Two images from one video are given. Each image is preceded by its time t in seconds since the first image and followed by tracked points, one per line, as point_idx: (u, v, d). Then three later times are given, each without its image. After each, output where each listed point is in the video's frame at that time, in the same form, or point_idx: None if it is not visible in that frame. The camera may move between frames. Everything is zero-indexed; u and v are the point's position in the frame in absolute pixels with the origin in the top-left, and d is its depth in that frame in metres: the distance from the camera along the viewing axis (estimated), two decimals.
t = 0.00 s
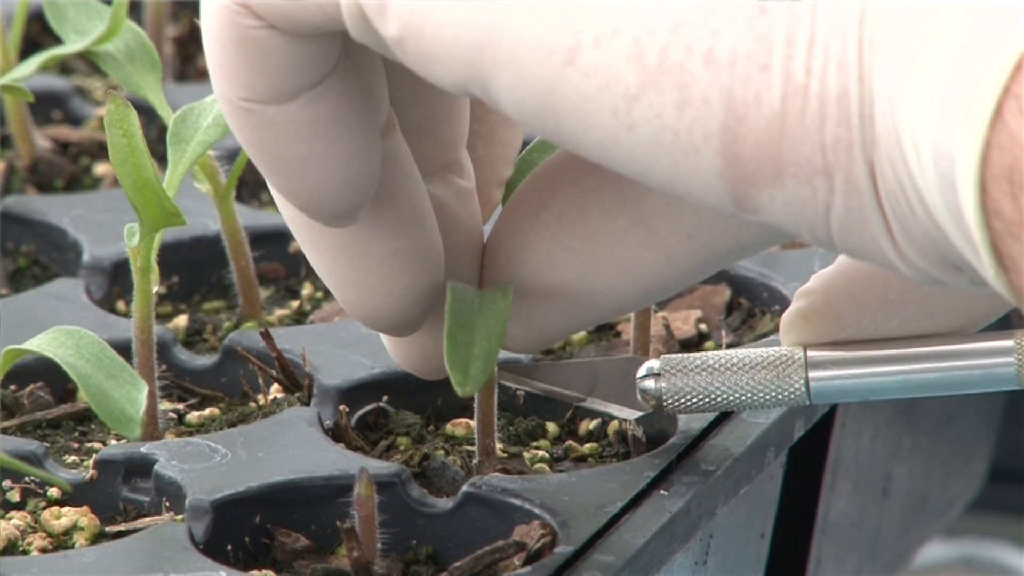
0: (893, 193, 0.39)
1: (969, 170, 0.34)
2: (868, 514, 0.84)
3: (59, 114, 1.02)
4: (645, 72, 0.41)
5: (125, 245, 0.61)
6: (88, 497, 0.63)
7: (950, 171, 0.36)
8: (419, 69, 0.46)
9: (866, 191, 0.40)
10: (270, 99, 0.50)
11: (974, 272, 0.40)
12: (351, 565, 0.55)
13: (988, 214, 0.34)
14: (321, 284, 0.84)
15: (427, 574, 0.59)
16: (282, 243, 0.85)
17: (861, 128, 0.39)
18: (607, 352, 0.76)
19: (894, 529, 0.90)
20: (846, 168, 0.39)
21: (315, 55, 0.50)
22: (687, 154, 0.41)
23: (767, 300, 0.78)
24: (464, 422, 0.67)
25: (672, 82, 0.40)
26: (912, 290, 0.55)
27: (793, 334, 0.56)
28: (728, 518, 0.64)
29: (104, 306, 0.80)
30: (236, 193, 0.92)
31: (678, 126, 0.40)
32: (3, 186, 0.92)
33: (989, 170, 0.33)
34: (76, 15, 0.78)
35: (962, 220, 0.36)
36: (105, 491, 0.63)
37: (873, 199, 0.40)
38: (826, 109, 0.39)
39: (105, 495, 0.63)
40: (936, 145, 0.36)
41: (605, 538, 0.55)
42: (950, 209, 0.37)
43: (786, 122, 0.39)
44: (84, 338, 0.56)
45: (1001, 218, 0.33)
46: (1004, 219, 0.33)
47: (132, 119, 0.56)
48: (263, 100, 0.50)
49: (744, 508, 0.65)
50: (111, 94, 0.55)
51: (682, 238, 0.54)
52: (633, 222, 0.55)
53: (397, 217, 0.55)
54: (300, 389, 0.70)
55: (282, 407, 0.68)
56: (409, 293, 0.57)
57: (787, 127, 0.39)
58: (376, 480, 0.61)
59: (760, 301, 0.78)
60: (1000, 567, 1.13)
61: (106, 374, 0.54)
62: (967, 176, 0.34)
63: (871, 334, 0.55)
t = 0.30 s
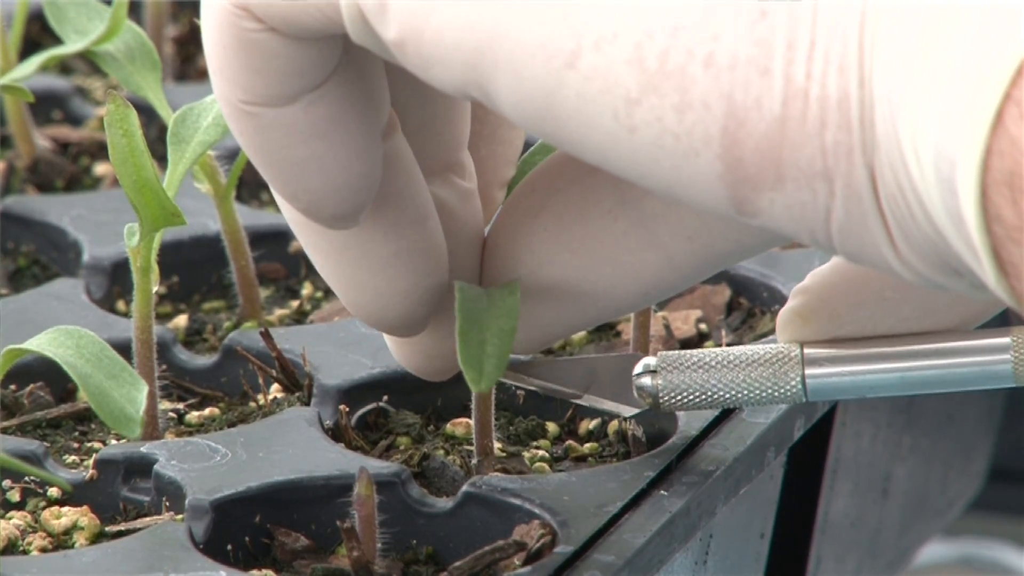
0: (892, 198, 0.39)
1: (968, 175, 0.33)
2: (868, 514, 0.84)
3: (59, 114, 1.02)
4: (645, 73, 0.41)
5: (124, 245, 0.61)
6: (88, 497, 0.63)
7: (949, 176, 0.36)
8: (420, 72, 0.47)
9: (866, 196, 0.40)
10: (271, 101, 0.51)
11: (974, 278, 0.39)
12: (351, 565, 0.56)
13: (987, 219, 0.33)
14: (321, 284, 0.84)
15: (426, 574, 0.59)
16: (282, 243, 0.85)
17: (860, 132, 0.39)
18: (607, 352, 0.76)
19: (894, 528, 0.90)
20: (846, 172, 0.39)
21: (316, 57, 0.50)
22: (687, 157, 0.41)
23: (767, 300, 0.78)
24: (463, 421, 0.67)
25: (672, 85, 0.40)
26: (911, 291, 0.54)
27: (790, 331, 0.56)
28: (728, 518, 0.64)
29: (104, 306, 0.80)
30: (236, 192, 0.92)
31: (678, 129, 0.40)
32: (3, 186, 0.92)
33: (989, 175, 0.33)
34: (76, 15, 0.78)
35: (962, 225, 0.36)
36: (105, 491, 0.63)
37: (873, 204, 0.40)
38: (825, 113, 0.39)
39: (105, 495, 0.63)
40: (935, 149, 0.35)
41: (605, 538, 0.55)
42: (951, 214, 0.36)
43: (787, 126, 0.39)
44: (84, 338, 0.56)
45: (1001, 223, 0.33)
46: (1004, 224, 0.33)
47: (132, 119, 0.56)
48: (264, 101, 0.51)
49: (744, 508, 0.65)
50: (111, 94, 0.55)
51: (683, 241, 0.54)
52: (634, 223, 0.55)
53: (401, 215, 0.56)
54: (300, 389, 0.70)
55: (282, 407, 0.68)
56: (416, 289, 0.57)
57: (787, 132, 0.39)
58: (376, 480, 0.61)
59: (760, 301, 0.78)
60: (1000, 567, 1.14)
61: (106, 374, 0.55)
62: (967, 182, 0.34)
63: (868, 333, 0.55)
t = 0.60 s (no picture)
0: (908, 203, 0.40)
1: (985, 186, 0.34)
2: (868, 514, 0.84)
3: (59, 113, 1.02)
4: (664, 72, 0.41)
5: (125, 245, 0.61)
6: (88, 497, 0.63)
7: (966, 184, 0.36)
8: (442, 63, 0.47)
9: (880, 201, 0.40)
10: (295, 91, 0.51)
11: (988, 283, 0.40)
12: (352, 565, 0.56)
13: (1003, 227, 0.34)
14: (321, 284, 0.84)
15: (426, 574, 0.59)
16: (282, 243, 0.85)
17: (876, 136, 0.39)
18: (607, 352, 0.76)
19: (894, 528, 0.90)
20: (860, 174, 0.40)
21: (341, 47, 0.50)
22: (705, 156, 0.41)
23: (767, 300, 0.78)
24: (463, 420, 0.67)
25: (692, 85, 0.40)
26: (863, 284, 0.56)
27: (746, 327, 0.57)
28: (727, 518, 0.64)
29: (104, 306, 0.80)
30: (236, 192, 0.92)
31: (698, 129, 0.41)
32: (3, 186, 0.92)
33: (1007, 183, 0.34)
34: (76, 15, 0.78)
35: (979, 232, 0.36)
36: (105, 491, 0.63)
37: (888, 208, 0.40)
38: (842, 117, 0.39)
39: (105, 495, 0.63)
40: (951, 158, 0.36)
41: (605, 538, 0.55)
42: (967, 222, 0.37)
43: (804, 129, 0.39)
44: (84, 338, 0.56)
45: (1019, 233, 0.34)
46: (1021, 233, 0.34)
47: (133, 119, 0.56)
48: (289, 92, 0.51)
49: (744, 508, 0.65)
50: (111, 95, 0.55)
51: (707, 236, 0.54)
52: (658, 217, 0.55)
53: (436, 195, 0.55)
54: (300, 389, 0.70)
55: (283, 407, 0.68)
56: (455, 270, 0.56)
57: (805, 135, 0.39)
58: (376, 480, 0.61)
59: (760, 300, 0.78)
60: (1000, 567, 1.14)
61: (106, 373, 0.55)
62: (985, 192, 0.34)
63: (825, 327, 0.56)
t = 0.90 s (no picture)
0: (918, 224, 0.41)
1: (1000, 210, 0.35)
2: (868, 514, 0.84)
3: (59, 113, 1.02)
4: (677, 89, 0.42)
5: (125, 245, 0.61)
6: (88, 497, 0.63)
7: (980, 208, 0.37)
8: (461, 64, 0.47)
9: (892, 221, 0.41)
10: (317, 84, 0.52)
11: (998, 301, 0.41)
12: (352, 564, 0.56)
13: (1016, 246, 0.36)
14: (321, 284, 0.84)
15: (426, 574, 0.59)
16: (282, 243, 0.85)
17: (887, 156, 0.40)
18: (608, 352, 0.76)
19: (894, 528, 0.90)
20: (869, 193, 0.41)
21: (359, 41, 0.52)
22: (715, 173, 0.42)
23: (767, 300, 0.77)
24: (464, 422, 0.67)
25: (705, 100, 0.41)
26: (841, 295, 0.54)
27: (716, 356, 0.57)
28: (728, 518, 0.64)
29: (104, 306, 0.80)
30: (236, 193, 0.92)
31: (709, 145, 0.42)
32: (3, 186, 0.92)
33: None
34: (76, 15, 0.78)
35: (989, 253, 0.38)
36: (105, 491, 0.63)
37: (900, 231, 0.42)
38: (853, 138, 0.40)
39: (105, 495, 0.63)
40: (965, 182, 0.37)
41: (606, 538, 0.55)
42: (980, 242, 0.38)
43: (815, 145, 0.40)
44: (84, 338, 0.55)
45: None
46: None
47: (133, 119, 0.56)
48: (310, 84, 0.52)
49: (744, 508, 0.65)
50: (111, 95, 0.55)
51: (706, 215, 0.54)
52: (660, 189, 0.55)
53: (464, 168, 0.57)
54: (300, 389, 0.70)
55: (282, 407, 0.68)
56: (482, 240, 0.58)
57: (817, 151, 0.41)
58: (376, 480, 0.61)
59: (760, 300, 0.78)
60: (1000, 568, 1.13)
61: (106, 374, 0.55)
62: (998, 215, 0.35)
63: (808, 355, 0.56)
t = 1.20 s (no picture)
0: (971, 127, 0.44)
1: None
2: (868, 515, 0.85)
3: (59, 114, 1.02)
4: None
5: (124, 245, 0.61)
6: (88, 497, 0.63)
7: None
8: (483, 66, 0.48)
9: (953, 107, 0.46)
10: None
11: None
12: (352, 564, 0.56)
13: None
14: (321, 284, 0.84)
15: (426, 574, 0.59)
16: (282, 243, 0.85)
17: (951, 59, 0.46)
18: (606, 352, 0.76)
19: (894, 529, 0.90)
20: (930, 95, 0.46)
21: None
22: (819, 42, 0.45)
23: (767, 300, 0.78)
24: (465, 423, 0.68)
25: None
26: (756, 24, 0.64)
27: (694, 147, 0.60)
28: (728, 518, 0.64)
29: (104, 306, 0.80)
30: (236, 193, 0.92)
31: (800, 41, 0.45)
32: (3, 186, 0.92)
33: None
34: (75, 16, 0.78)
35: None
36: (105, 491, 0.63)
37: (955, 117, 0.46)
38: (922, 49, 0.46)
39: (105, 495, 0.63)
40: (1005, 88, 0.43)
41: (606, 537, 0.55)
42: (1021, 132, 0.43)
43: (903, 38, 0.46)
44: (83, 339, 0.56)
45: None
46: None
47: (132, 119, 0.56)
48: None
49: (744, 508, 0.65)
50: (111, 95, 0.55)
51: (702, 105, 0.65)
52: None
53: None
54: (300, 389, 0.70)
55: (282, 407, 0.68)
56: None
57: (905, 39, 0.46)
58: (376, 479, 0.60)
59: (760, 300, 0.78)
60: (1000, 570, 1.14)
61: (105, 374, 0.54)
62: None
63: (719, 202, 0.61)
